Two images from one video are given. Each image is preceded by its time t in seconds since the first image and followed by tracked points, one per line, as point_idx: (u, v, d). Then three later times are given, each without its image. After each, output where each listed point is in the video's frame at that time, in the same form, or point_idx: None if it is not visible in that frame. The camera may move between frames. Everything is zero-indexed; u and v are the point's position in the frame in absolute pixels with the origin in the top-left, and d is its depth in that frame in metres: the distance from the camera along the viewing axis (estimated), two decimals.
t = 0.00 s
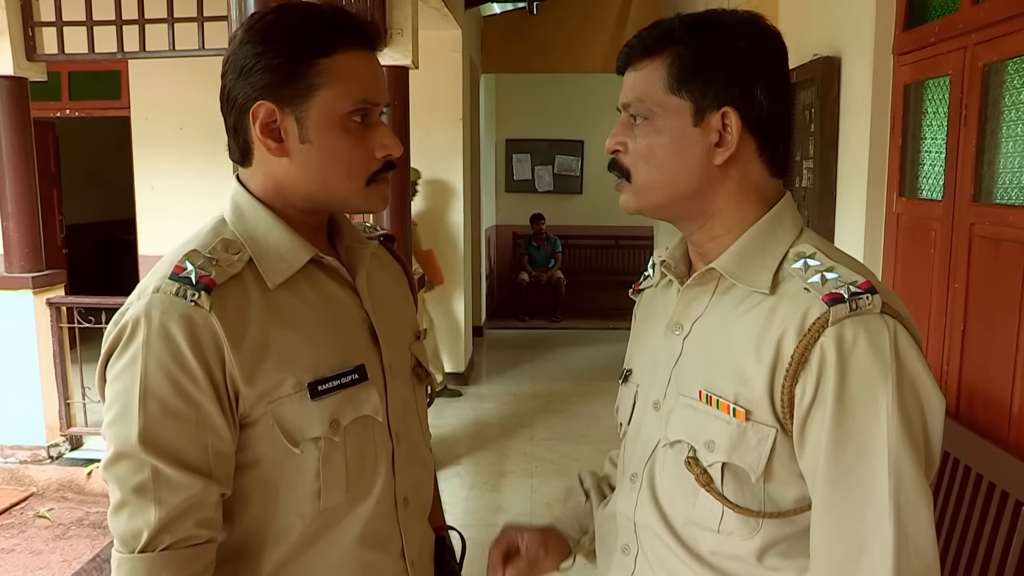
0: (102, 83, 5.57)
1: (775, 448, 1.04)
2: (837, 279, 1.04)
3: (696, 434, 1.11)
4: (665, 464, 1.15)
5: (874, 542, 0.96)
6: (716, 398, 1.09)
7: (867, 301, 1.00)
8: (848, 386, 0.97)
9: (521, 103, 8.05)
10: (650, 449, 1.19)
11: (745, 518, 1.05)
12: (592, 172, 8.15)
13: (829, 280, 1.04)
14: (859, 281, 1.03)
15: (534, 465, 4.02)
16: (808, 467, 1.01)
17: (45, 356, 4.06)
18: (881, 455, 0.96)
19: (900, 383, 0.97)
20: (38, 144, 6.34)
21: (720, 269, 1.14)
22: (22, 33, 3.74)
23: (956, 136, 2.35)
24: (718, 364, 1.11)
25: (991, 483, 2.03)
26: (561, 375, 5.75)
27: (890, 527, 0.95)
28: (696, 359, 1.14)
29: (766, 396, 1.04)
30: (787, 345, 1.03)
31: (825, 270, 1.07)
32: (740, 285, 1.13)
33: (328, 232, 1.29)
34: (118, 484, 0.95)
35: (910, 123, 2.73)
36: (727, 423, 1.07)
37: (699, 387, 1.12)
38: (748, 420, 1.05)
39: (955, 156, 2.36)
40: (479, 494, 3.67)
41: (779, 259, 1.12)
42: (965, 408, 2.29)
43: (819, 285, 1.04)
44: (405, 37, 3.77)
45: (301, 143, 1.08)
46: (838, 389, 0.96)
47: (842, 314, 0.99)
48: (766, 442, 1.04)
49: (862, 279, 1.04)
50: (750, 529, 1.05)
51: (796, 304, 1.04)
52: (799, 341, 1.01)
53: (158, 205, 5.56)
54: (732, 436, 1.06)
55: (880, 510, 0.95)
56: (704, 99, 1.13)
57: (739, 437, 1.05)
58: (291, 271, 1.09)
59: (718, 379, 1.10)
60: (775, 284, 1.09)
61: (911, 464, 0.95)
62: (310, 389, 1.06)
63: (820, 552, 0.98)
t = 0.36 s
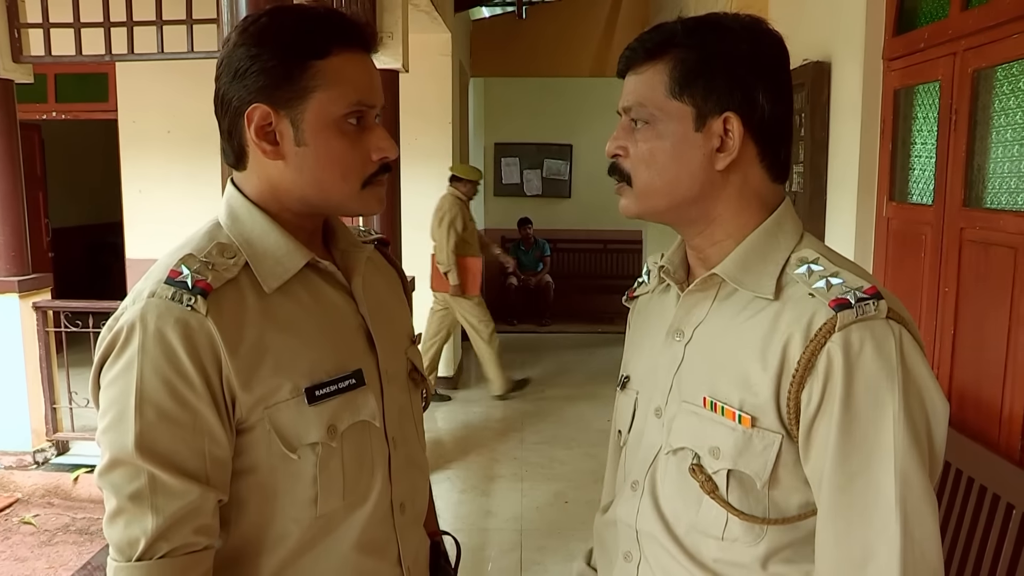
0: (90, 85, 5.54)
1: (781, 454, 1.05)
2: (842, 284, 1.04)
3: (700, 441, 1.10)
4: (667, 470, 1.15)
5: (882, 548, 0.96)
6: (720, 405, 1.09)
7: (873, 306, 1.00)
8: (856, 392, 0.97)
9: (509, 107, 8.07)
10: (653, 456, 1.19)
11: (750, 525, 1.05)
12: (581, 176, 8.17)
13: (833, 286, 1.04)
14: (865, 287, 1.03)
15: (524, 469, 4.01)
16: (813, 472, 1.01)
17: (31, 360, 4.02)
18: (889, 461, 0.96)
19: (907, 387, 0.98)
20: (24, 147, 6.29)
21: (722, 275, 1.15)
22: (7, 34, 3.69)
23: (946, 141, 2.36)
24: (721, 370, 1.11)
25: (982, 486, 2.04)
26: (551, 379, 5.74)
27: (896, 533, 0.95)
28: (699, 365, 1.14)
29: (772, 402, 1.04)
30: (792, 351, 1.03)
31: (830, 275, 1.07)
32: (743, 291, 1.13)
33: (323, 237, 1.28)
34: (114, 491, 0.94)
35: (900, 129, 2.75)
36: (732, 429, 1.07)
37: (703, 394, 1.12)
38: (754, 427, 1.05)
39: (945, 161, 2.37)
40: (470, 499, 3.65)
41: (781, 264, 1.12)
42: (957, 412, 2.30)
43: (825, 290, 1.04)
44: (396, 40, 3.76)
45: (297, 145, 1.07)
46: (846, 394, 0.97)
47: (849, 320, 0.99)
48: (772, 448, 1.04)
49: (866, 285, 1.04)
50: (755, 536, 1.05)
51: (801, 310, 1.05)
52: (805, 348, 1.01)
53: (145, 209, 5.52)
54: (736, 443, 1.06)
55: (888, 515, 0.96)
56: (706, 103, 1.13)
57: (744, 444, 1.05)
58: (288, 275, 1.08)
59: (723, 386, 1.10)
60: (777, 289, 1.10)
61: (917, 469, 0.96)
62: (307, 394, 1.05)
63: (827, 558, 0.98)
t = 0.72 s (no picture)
0: (84, 86, 5.52)
1: (777, 455, 1.04)
2: (834, 284, 1.04)
3: (698, 442, 1.10)
4: (667, 471, 1.15)
5: (879, 549, 0.95)
6: (716, 407, 1.09)
7: (866, 305, 1.00)
8: (849, 392, 0.97)
9: (505, 108, 8.06)
10: (653, 457, 1.19)
11: (747, 526, 1.04)
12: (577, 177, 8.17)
13: (826, 285, 1.04)
14: (857, 286, 1.03)
15: (521, 470, 4.01)
16: (810, 473, 1.00)
17: (26, 362, 4.00)
18: (883, 462, 0.95)
19: (900, 386, 0.97)
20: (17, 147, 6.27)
21: (718, 276, 1.14)
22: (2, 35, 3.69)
23: (943, 142, 2.37)
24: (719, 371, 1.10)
25: (981, 486, 2.05)
26: (547, 380, 5.74)
27: (893, 534, 0.94)
28: (696, 366, 1.14)
29: (766, 403, 1.03)
30: (787, 352, 1.03)
31: (823, 275, 1.07)
32: (738, 292, 1.12)
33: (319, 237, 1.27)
34: (113, 494, 0.93)
35: (897, 129, 2.76)
36: (727, 431, 1.06)
37: (700, 395, 1.12)
38: (749, 428, 1.05)
39: (943, 162, 2.37)
40: (466, 500, 3.65)
41: (778, 264, 1.12)
42: (954, 413, 2.31)
43: (817, 290, 1.04)
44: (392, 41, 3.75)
45: (295, 149, 1.06)
46: (840, 395, 0.96)
47: (841, 320, 0.99)
48: (767, 450, 1.04)
49: (860, 284, 1.04)
50: (753, 536, 1.04)
51: (795, 310, 1.04)
52: (798, 349, 1.01)
53: (139, 209, 5.50)
54: (733, 444, 1.05)
55: (883, 516, 0.95)
56: (702, 102, 1.12)
57: (740, 445, 1.05)
58: (287, 275, 1.08)
59: (718, 387, 1.10)
60: (772, 290, 1.09)
61: (914, 469, 0.95)
62: (309, 394, 1.04)
63: (824, 559, 0.98)
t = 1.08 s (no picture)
0: (89, 84, 5.53)
1: (782, 453, 1.04)
2: (842, 282, 1.03)
3: (702, 440, 1.10)
4: (671, 469, 1.15)
5: (884, 548, 0.95)
6: (721, 404, 1.08)
7: (872, 304, 0.99)
8: (854, 390, 0.96)
9: (510, 106, 8.05)
10: (657, 455, 1.19)
11: (752, 524, 1.04)
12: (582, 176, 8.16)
13: (832, 284, 1.04)
14: (864, 284, 1.02)
15: (525, 468, 4.01)
16: (815, 471, 1.00)
17: (31, 360, 4.01)
18: (888, 461, 0.95)
19: (907, 385, 0.97)
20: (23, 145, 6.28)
21: (724, 274, 1.14)
22: (7, 33, 3.70)
23: (949, 140, 2.36)
24: (722, 368, 1.10)
25: (986, 486, 2.04)
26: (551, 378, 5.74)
27: (897, 533, 0.94)
28: (701, 364, 1.14)
29: (771, 401, 1.03)
30: (791, 350, 1.02)
31: (830, 273, 1.06)
32: (745, 290, 1.12)
33: (320, 234, 1.27)
34: (109, 491, 0.93)
35: (902, 128, 2.75)
36: (732, 428, 1.06)
37: (704, 393, 1.12)
38: (754, 426, 1.05)
39: (948, 161, 2.37)
40: (470, 498, 3.65)
41: (783, 262, 1.11)
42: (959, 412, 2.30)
43: (823, 289, 1.03)
44: (396, 39, 3.75)
45: (296, 145, 1.06)
46: (844, 393, 0.96)
47: (848, 318, 0.98)
48: (772, 447, 1.03)
49: (865, 283, 1.03)
50: (757, 535, 1.04)
51: (800, 308, 1.04)
52: (804, 346, 1.01)
53: (144, 207, 5.50)
54: (737, 442, 1.05)
55: (888, 515, 0.95)
56: (708, 102, 1.12)
57: (745, 443, 1.05)
58: (286, 273, 1.08)
59: (723, 385, 1.09)
60: (778, 288, 1.09)
61: (919, 468, 0.95)
62: (305, 393, 1.04)
63: (828, 557, 0.97)
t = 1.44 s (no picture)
0: (100, 80, 5.56)
1: (777, 450, 1.04)
2: (838, 281, 1.03)
3: (698, 437, 1.10)
4: (667, 466, 1.15)
5: (882, 545, 0.95)
6: (717, 401, 1.08)
7: (869, 301, 0.99)
8: (851, 388, 0.96)
9: (519, 103, 8.05)
10: (652, 452, 1.18)
11: (747, 520, 1.04)
12: (591, 173, 8.15)
13: (829, 282, 1.04)
14: (860, 282, 1.02)
15: (531, 466, 4.02)
16: (811, 468, 1.00)
17: (41, 354, 4.04)
18: (886, 458, 0.95)
19: (903, 383, 0.97)
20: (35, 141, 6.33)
21: (721, 271, 1.14)
22: (19, 29, 3.73)
23: (957, 140, 2.34)
24: (718, 365, 1.10)
25: (991, 488, 2.03)
26: (558, 376, 5.74)
27: (895, 529, 0.94)
28: (697, 361, 1.14)
29: (767, 398, 1.03)
30: (787, 348, 1.02)
31: (826, 272, 1.06)
32: (741, 288, 1.12)
33: (321, 232, 1.28)
34: (107, 483, 0.94)
35: (911, 127, 2.73)
36: (728, 425, 1.06)
37: (701, 390, 1.12)
38: (750, 423, 1.05)
39: (956, 161, 2.35)
40: (476, 495, 3.66)
41: (780, 261, 1.11)
42: (966, 414, 2.29)
43: (820, 287, 1.03)
44: (405, 36, 3.75)
45: (295, 143, 1.06)
46: (840, 391, 0.96)
47: (844, 315, 0.98)
48: (768, 444, 1.03)
49: (862, 281, 1.03)
50: (752, 531, 1.04)
51: (796, 307, 1.04)
52: (800, 344, 1.00)
53: (154, 202, 5.54)
54: (733, 438, 1.05)
55: (886, 511, 0.95)
56: (707, 104, 1.12)
57: (741, 440, 1.05)
58: (285, 270, 1.08)
59: (719, 382, 1.09)
60: (774, 286, 1.09)
61: (916, 464, 0.95)
62: (302, 389, 1.05)
63: (826, 554, 0.97)
